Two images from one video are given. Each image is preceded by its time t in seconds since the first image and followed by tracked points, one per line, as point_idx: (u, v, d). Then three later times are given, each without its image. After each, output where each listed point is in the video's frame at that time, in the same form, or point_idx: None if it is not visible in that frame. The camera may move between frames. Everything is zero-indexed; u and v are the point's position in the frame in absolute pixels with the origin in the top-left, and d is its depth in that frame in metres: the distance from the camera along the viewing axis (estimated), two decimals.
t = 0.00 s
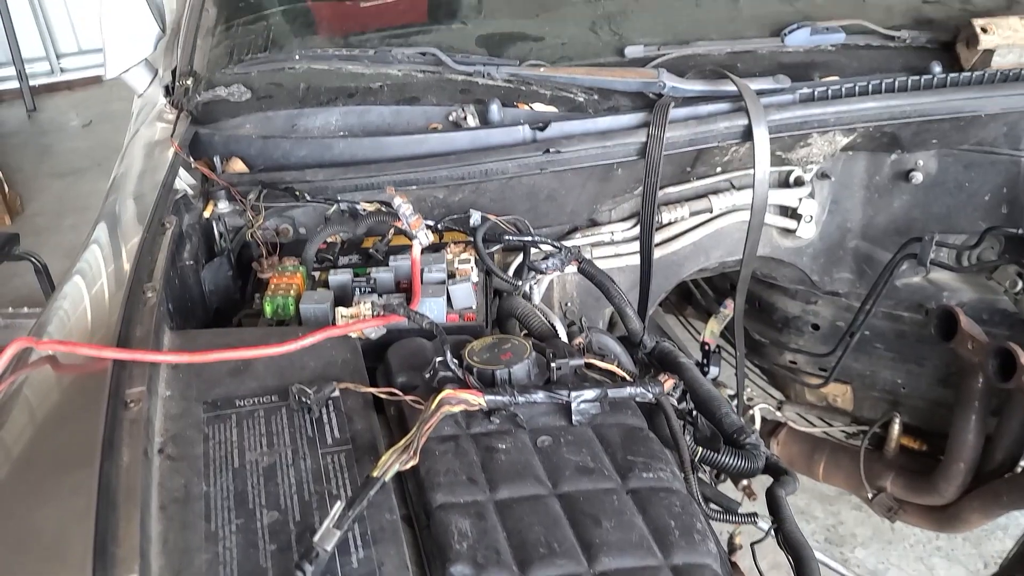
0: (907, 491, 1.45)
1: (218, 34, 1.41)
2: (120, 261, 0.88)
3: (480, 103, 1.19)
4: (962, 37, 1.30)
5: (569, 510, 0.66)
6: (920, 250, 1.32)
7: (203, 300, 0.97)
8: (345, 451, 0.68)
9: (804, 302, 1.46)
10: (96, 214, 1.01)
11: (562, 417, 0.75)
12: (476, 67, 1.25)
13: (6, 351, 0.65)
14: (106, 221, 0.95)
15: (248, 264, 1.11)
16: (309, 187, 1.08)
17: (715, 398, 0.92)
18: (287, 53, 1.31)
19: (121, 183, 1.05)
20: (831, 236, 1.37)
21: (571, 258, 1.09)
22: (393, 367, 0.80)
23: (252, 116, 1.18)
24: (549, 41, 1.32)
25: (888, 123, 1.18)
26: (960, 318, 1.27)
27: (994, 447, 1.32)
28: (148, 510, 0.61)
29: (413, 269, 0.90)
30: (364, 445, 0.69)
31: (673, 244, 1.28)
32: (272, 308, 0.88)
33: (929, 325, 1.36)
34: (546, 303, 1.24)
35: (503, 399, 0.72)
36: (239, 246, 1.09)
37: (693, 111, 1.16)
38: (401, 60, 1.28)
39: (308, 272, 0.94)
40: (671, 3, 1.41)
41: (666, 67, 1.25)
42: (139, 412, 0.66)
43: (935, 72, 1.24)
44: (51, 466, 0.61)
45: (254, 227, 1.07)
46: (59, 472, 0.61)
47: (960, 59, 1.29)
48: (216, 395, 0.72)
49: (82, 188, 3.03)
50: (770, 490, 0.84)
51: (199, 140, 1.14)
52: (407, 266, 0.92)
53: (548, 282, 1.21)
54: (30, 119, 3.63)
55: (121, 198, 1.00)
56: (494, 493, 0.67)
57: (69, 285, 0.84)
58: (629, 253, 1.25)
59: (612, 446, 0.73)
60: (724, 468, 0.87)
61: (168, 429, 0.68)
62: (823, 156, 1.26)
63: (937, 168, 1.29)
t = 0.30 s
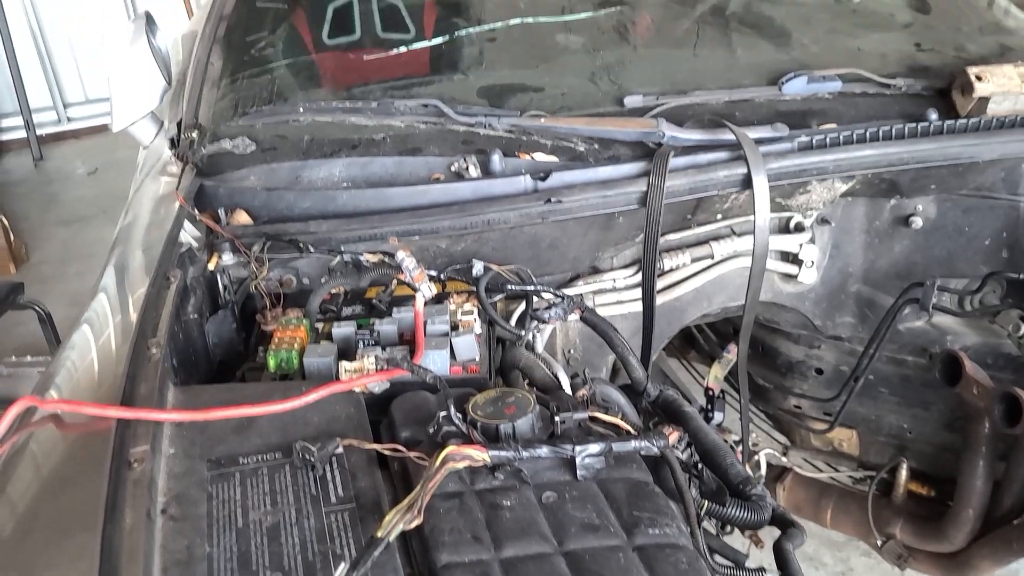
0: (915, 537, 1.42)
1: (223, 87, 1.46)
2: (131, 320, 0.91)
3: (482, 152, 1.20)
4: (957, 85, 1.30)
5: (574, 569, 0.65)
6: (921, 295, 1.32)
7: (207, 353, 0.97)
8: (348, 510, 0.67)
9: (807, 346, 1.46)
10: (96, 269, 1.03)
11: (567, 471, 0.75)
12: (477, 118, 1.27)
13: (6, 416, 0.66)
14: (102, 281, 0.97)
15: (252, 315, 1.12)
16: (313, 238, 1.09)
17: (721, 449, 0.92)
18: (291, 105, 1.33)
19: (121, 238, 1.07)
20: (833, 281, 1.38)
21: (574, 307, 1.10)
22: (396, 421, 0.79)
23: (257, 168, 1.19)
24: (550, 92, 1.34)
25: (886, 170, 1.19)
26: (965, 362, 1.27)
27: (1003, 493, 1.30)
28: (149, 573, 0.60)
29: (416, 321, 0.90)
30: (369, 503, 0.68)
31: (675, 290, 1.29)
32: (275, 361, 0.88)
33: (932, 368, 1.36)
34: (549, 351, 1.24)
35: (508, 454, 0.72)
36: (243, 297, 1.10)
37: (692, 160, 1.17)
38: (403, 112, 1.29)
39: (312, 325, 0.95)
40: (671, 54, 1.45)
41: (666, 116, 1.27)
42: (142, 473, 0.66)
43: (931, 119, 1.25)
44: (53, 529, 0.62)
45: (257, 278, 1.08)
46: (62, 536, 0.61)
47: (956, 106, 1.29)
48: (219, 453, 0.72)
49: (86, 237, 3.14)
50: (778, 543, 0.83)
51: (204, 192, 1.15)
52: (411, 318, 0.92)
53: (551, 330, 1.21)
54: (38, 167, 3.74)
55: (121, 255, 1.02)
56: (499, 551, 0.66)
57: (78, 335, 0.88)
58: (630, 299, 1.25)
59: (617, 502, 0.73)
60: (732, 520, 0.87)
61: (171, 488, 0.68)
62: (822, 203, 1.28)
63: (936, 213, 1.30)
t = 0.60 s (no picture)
0: None
1: (229, 135, 1.48)
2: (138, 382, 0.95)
3: (485, 200, 1.21)
4: (956, 131, 1.32)
5: None
6: (927, 339, 1.32)
7: (210, 403, 0.97)
8: (354, 568, 0.66)
9: (812, 391, 1.46)
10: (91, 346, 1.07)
11: (573, 526, 0.74)
12: (480, 166, 1.28)
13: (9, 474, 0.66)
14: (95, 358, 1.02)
15: (255, 364, 1.11)
16: (317, 287, 1.09)
17: (729, 503, 0.92)
18: (296, 154, 1.35)
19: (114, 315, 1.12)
20: (837, 325, 1.37)
21: (579, 354, 1.11)
22: (401, 475, 0.79)
23: (262, 216, 1.20)
24: (553, 139, 1.35)
25: (887, 216, 1.20)
26: (972, 408, 1.26)
27: (1014, 540, 1.29)
28: None
29: (421, 372, 0.90)
30: (374, 561, 0.67)
31: (680, 336, 1.29)
32: (278, 414, 0.88)
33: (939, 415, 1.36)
34: (554, 398, 1.23)
35: (514, 510, 0.71)
36: (247, 345, 1.09)
37: (694, 207, 1.18)
38: (407, 160, 1.30)
39: (316, 375, 0.95)
40: (672, 101, 1.47)
41: (668, 163, 1.28)
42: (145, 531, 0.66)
43: (931, 165, 1.27)
44: None
45: (261, 326, 1.08)
46: None
47: (956, 152, 1.30)
48: (223, 509, 0.71)
49: (88, 279, 3.19)
50: None
51: (209, 241, 1.16)
52: (416, 369, 0.92)
53: (556, 377, 1.20)
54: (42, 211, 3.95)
55: (115, 332, 1.07)
56: None
57: (84, 380, 0.97)
58: (635, 344, 1.25)
59: (625, 558, 0.72)
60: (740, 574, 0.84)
61: (173, 546, 0.67)
62: (826, 246, 1.27)
63: (939, 258, 1.31)
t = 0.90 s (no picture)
0: None
1: (235, 186, 1.50)
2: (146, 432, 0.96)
3: (490, 249, 1.22)
4: (957, 178, 1.33)
5: None
6: (935, 387, 1.33)
7: (214, 457, 0.96)
8: None
9: (819, 439, 1.45)
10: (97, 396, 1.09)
11: None
12: (485, 216, 1.29)
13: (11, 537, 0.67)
14: (101, 408, 1.04)
15: (261, 418, 1.12)
16: (322, 338, 1.08)
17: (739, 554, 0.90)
18: (302, 205, 1.36)
19: (120, 365, 1.14)
20: (843, 372, 1.37)
21: (585, 405, 1.11)
22: (408, 532, 0.78)
23: (267, 267, 1.21)
24: (557, 188, 1.37)
25: (892, 264, 1.21)
26: (984, 456, 1.30)
27: None
28: None
29: (429, 426, 0.90)
30: None
31: (686, 383, 1.28)
32: (283, 469, 0.88)
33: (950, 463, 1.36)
34: (560, 448, 1.22)
35: (523, 570, 0.70)
36: (252, 398, 1.11)
37: (699, 256, 1.18)
38: (412, 210, 1.31)
39: (320, 429, 0.94)
40: (674, 149, 1.49)
41: (671, 212, 1.28)
42: None
43: (932, 213, 1.27)
44: None
45: (266, 378, 1.09)
46: None
47: (957, 199, 1.31)
48: (228, 570, 0.70)
49: (90, 326, 3.31)
50: None
51: (215, 292, 1.17)
52: (423, 423, 0.92)
53: (562, 427, 1.19)
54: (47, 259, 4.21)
55: (121, 382, 1.09)
56: None
57: (92, 432, 0.98)
58: (642, 394, 1.24)
59: None
60: None
61: None
62: (831, 295, 1.27)
63: (945, 304, 1.31)
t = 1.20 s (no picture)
0: None
1: (238, 228, 1.51)
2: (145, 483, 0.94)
3: (493, 289, 1.22)
4: (956, 217, 1.33)
5: None
6: (940, 425, 1.32)
7: (217, 502, 0.97)
8: None
9: (825, 477, 1.44)
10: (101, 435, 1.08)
11: None
12: (487, 256, 1.29)
13: None
14: (104, 449, 1.03)
15: (263, 461, 1.12)
16: (324, 379, 1.09)
17: None
18: (305, 246, 1.37)
19: (126, 405, 1.14)
20: (847, 410, 1.37)
21: (589, 446, 1.11)
22: None
23: (270, 308, 1.21)
24: (559, 228, 1.37)
25: (894, 302, 1.21)
26: (990, 495, 1.30)
27: None
28: None
29: (432, 471, 0.89)
30: None
31: (690, 421, 1.28)
32: (288, 515, 0.88)
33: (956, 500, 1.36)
34: (564, 488, 1.21)
35: None
36: (254, 441, 1.11)
37: (702, 295, 1.19)
38: (416, 251, 1.32)
39: (323, 474, 0.97)
40: (674, 188, 1.50)
41: (672, 251, 1.29)
42: None
43: (933, 251, 1.28)
44: None
45: (269, 421, 1.09)
46: None
47: (958, 237, 1.31)
48: None
49: (90, 364, 3.39)
50: None
51: (218, 334, 1.18)
52: (427, 466, 0.92)
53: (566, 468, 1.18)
54: (48, 299, 4.28)
55: (125, 423, 1.08)
56: None
57: (94, 475, 0.97)
58: (645, 433, 1.23)
59: None
60: None
61: None
62: (834, 331, 1.25)
63: (947, 342, 1.32)
